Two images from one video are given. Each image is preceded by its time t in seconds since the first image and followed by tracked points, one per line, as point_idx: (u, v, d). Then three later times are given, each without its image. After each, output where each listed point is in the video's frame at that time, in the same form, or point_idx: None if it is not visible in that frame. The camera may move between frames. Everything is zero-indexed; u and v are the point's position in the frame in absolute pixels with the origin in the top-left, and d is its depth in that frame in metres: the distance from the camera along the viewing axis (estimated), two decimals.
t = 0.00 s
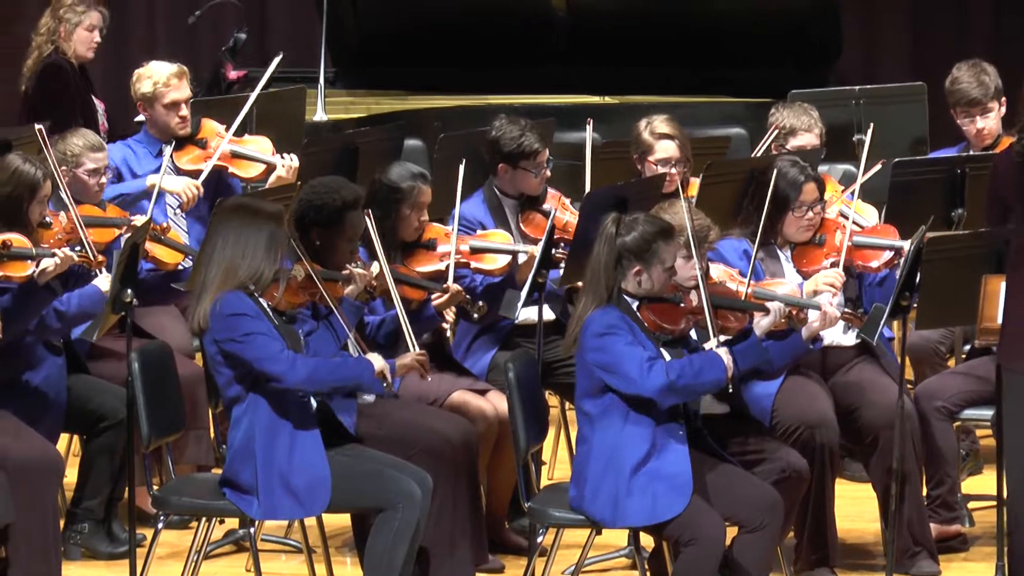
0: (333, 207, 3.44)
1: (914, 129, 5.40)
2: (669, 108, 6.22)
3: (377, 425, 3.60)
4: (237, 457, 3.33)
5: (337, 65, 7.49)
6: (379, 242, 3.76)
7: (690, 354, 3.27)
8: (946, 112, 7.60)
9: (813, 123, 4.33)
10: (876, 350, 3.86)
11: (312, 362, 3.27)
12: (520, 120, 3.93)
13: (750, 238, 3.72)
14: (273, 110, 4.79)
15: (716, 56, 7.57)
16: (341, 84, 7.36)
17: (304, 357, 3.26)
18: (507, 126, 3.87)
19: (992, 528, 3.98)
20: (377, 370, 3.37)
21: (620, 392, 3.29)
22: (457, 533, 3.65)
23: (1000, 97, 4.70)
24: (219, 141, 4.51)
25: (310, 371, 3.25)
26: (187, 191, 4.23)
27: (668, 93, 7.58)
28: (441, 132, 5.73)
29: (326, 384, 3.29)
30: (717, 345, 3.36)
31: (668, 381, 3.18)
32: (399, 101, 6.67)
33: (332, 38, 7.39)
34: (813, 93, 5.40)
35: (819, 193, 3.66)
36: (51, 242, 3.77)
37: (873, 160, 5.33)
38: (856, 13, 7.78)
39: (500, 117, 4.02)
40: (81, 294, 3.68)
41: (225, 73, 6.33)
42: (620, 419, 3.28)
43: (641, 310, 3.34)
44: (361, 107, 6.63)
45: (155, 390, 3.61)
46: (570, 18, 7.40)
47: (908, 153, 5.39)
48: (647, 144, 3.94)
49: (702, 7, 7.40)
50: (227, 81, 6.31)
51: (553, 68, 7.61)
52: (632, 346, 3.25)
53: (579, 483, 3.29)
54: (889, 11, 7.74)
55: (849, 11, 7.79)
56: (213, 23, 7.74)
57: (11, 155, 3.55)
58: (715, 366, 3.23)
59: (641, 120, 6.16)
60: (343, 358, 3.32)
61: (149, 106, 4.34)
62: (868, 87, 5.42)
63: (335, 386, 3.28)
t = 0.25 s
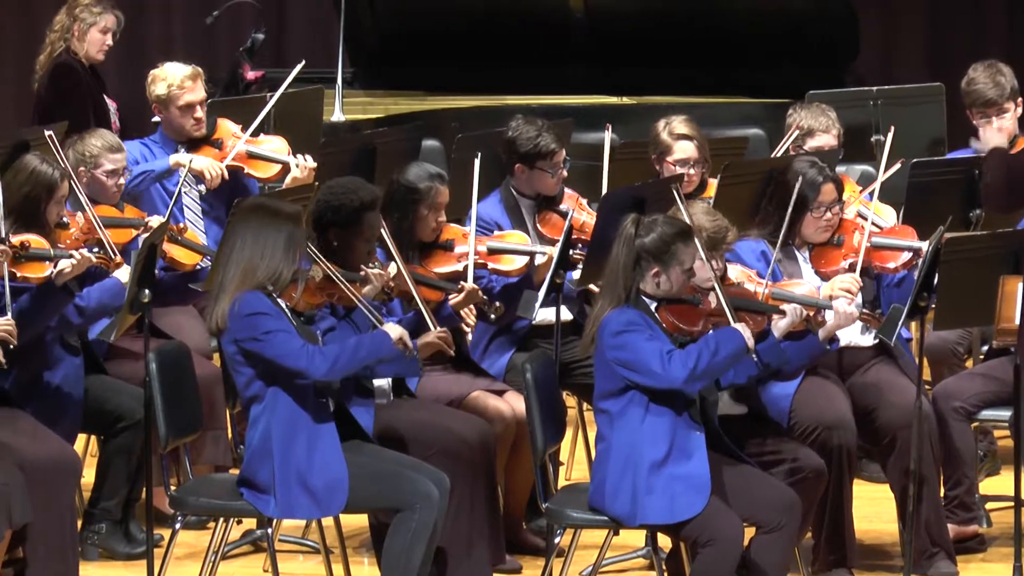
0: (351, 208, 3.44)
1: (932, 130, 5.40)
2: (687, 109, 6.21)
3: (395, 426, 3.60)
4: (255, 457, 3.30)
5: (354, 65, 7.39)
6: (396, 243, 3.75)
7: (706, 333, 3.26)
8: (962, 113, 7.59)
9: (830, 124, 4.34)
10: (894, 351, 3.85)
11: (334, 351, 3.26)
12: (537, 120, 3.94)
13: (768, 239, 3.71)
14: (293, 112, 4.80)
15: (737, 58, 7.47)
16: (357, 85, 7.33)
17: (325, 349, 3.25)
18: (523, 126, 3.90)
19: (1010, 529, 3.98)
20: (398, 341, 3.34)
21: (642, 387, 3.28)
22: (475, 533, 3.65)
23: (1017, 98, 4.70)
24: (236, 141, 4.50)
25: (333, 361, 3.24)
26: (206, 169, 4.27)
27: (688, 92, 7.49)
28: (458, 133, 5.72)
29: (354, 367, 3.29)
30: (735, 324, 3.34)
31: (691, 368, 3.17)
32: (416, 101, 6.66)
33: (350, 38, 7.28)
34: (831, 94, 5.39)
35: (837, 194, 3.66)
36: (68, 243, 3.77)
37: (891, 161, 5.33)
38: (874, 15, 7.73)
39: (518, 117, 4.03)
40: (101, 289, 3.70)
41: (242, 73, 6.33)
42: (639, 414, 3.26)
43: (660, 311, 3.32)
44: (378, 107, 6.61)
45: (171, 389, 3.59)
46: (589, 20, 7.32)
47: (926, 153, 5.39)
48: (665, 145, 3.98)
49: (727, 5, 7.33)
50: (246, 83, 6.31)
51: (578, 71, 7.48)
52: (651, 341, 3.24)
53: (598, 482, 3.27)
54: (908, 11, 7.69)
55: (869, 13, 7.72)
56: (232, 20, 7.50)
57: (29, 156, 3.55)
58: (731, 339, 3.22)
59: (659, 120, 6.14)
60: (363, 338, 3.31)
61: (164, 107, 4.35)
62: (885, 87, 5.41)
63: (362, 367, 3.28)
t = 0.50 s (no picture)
0: (363, 208, 3.41)
1: (945, 130, 5.40)
2: (699, 110, 6.22)
3: (409, 427, 3.61)
4: (268, 456, 3.29)
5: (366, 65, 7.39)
6: (411, 244, 3.77)
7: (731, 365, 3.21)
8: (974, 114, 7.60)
9: (843, 124, 4.36)
10: (907, 351, 3.86)
11: (346, 352, 3.24)
12: (551, 121, 3.97)
13: (782, 239, 3.71)
14: (307, 113, 4.82)
15: (753, 59, 7.38)
16: (370, 86, 7.33)
17: (337, 350, 3.23)
18: (536, 127, 3.92)
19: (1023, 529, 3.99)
20: (419, 353, 3.31)
21: (650, 394, 3.25)
22: (488, 533, 3.64)
23: None
24: (246, 139, 4.51)
25: (343, 363, 3.21)
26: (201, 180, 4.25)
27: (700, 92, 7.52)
28: (471, 133, 5.73)
29: (367, 371, 3.26)
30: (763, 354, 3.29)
31: (690, 383, 3.14)
32: (429, 102, 6.66)
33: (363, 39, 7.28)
34: (845, 94, 5.39)
35: (851, 195, 3.68)
36: (81, 242, 3.77)
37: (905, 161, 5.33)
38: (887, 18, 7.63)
39: (531, 118, 4.05)
40: (114, 296, 3.69)
41: (255, 73, 6.33)
42: (649, 423, 3.25)
43: (673, 312, 3.31)
44: (391, 107, 6.59)
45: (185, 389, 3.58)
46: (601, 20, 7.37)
47: (940, 154, 5.40)
48: (679, 144, 4.04)
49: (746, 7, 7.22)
50: (259, 82, 6.30)
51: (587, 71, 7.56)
52: (661, 346, 3.23)
53: (610, 483, 3.26)
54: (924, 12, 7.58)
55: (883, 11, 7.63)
56: (246, 19, 7.49)
57: (43, 156, 3.55)
58: (752, 377, 3.16)
59: (671, 120, 6.15)
60: (379, 343, 3.29)
61: (175, 104, 4.37)
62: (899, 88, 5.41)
63: (375, 370, 3.25)
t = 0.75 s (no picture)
0: (373, 208, 3.40)
1: (956, 130, 5.39)
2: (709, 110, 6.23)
3: (420, 427, 3.60)
4: (278, 456, 3.28)
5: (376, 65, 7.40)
6: (421, 244, 3.76)
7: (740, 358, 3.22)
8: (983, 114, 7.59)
9: (854, 125, 4.36)
10: (918, 352, 3.86)
11: (360, 353, 3.25)
12: (561, 123, 3.97)
13: (792, 239, 3.71)
14: (317, 113, 4.77)
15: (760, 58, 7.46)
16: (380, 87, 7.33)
17: (351, 350, 3.23)
18: (547, 128, 3.92)
19: None
20: (436, 356, 3.34)
21: (662, 395, 3.25)
22: (499, 533, 3.65)
23: None
24: (254, 140, 4.49)
25: (358, 363, 3.22)
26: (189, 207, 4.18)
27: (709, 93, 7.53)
28: (482, 133, 5.74)
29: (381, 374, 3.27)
30: (771, 346, 3.30)
31: (704, 381, 3.14)
32: (440, 103, 6.66)
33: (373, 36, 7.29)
34: (856, 95, 5.39)
35: (862, 195, 3.67)
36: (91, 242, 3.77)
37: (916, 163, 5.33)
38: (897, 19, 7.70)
39: (541, 119, 4.06)
40: (124, 296, 3.68)
41: (266, 73, 6.33)
42: (661, 423, 3.25)
43: (684, 313, 3.32)
44: (402, 108, 6.59)
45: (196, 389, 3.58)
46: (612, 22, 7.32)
47: (952, 155, 5.38)
48: (690, 145, 4.05)
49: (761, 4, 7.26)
50: (270, 82, 6.35)
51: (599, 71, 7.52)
52: (672, 346, 3.23)
53: (621, 485, 3.26)
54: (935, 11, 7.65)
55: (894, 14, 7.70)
56: (257, 19, 7.49)
57: (54, 157, 3.56)
58: (763, 368, 3.18)
59: (683, 121, 6.14)
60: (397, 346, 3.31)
61: (182, 107, 4.38)
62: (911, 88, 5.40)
63: (388, 373, 3.27)
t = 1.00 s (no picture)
0: (383, 209, 3.39)
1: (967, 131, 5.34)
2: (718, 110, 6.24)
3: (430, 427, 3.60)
4: (289, 456, 3.27)
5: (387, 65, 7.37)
6: (431, 245, 3.77)
7: (748, 354, 3.23)
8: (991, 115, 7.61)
9: (864, 126, 4.37)
10: (928, 352, 3.86)
11: (373, 352, 3.25)
12: (572, 123, 3.97)
13: (803, 240, 3.72)
14: (326, 114, 4.74)
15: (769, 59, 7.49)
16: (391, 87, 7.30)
17: (364, 349, 3.23)
18: (559, 129, 3.93)
19: None
20: (446, 352, 3.35)
21: (673, 395, 3.25)
22: (509, 533, 3.65)
23: None
24: (264, 142, 4.49)
25: (371, 362, 3.22)
26: (199, 199, 4.22)
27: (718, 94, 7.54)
28: (492, 134, 5.75)
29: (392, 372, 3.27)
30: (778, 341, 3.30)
31: (717, 381, 3.14)
32: (451, 103, 6.67)
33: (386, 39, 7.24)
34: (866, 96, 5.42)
35: (871, 196, 3.68)
36: (102, 243, 3.77)
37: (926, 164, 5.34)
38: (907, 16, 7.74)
39: (552, 120, 4.06)
40: (133, 294, 3.68)
41: (276, 74, 6.34)
42: (672, 424, 3.24)
43: (695, 314, 3.33)
44: (412, 108, 6.60)
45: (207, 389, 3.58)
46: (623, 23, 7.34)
47: (962, 156, 5.34)
48: (700, 146, 4.07)
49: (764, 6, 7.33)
50: (280, 82, 6.34)
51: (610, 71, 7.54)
52: (684, 347, 3.23)
53: (632, 486, 3.25)
54: (944, 10, 7.70)
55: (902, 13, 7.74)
56: (267, 20, 7.50)
57: (65, 157, 3.57)
58: (772, 363, 3.19)
59: (693, 121, 6.16)
60: (406, 344, 3.31)
61: (191, 109, 4.38)
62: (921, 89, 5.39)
63: (400, 371, 3.27)
